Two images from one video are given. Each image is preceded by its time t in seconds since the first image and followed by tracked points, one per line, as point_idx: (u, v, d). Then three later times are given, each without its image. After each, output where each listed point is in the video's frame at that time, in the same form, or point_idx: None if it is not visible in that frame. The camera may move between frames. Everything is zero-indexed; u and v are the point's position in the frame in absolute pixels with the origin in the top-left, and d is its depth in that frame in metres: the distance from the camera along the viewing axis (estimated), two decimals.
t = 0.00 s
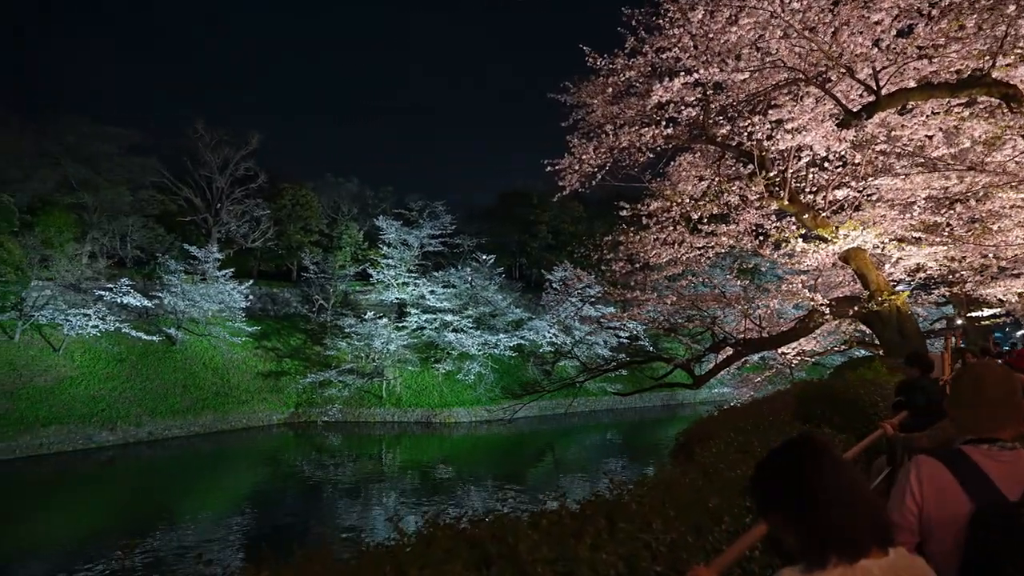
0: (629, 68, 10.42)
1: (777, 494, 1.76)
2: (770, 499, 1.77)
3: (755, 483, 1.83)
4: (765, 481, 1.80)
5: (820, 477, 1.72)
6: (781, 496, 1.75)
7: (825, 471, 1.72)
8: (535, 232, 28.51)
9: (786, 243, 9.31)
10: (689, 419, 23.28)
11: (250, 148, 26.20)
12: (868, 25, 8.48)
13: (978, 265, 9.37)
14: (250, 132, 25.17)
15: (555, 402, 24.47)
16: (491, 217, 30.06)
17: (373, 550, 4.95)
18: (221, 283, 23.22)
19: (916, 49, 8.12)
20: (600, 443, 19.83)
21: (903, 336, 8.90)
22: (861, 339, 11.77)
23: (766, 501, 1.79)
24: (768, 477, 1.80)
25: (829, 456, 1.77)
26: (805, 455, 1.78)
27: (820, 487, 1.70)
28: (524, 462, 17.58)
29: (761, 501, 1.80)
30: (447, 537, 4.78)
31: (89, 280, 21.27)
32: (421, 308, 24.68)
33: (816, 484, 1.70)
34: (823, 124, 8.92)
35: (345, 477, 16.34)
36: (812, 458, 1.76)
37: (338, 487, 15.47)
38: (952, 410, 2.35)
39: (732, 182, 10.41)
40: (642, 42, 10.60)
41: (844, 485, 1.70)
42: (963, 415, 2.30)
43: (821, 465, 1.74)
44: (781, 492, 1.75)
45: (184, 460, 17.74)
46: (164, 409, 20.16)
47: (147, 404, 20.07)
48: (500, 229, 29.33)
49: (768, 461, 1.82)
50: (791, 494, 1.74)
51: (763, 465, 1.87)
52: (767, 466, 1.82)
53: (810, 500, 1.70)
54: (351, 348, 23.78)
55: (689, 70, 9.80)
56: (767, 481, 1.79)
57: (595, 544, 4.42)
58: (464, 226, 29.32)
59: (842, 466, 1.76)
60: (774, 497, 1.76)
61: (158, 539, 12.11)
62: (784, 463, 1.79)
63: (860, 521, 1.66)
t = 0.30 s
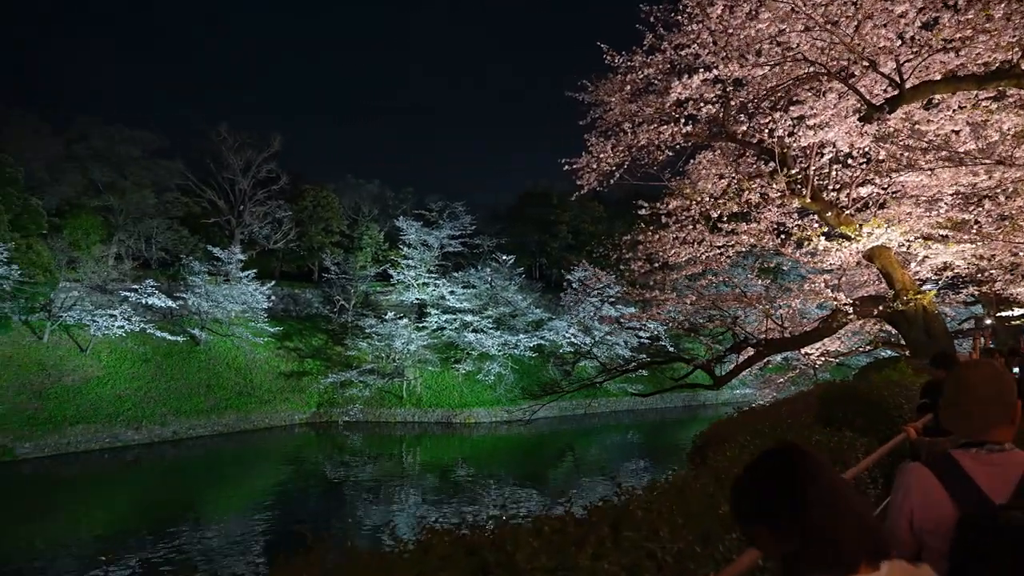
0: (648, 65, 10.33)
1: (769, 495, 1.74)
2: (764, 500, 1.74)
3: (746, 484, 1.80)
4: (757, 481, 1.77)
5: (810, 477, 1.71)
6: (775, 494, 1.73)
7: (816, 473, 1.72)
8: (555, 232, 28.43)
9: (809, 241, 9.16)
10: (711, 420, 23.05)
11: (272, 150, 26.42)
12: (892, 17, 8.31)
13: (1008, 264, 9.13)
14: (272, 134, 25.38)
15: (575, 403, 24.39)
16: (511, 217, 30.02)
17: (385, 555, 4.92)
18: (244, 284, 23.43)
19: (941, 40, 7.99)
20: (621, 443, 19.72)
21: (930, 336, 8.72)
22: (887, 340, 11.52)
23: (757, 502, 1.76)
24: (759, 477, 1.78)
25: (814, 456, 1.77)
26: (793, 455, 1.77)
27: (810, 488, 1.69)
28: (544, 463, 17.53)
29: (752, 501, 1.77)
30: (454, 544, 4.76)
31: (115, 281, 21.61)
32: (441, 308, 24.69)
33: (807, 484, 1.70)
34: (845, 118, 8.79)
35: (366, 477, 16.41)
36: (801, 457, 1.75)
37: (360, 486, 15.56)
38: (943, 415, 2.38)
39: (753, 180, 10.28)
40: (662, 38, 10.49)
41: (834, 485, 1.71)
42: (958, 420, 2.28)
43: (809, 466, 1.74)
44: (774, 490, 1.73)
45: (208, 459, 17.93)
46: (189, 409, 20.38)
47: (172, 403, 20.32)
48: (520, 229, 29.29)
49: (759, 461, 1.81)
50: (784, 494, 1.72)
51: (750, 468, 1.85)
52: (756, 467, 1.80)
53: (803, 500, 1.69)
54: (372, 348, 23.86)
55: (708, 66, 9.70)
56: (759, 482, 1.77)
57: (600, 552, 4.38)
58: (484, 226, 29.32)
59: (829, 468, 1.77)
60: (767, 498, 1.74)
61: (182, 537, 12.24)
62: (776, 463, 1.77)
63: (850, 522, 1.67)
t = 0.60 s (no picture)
0: (667, 63, 10.22)
1: (733, 499, 1.78)
2: (732, 501, 1.78)
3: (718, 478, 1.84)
4: (730, 482, 1.80)
5: (778, 490, 1.75)
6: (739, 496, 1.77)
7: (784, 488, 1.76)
8: (576, 232, 28.30)
9: (831, 239, 9.03)
10: (734, 421, 22.83)
11: (294, 152, 26.62)
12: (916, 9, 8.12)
13: None
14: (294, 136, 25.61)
15: (596, 403, 24.31)
16: (532, 217, 30.00)
17: (401, 556, 4.95)
18: (267, 285, 23.63)
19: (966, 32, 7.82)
20: (642, 444, 19.59)
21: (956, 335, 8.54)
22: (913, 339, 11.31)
23: (721, 501, 1.80)
24: (728, 476, 1.81)
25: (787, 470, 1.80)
26: (767, 465, 1.80)
27: (776, 499, 1.74)
28: (565, 463, 17.47)
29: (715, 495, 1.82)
30: (462, 552, 4.86)
31: (141, 283, 21.93)
32: (462, 309, 24.69)
33: (774, 496, 1.74)
34: (867, 115, 8.63)
35: (388, 477, 16.48)
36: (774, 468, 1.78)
37: (382, 486, 15.66)
38: (945, 417, 2.30)
39: (774, 178, 10.15)
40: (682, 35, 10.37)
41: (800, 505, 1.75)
42: (960, 422, 2.21)
43: (779, 478, 1.77)
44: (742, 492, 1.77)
45: (232, 458, 18.11)
46: (213, 409, 20.63)
47: (197, 403, 20.57)
48: (541, 229, 29.22)
49: (733, 463, 1.83)
50: (748, 500, 1.76)
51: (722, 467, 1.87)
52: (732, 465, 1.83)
53: (770, 507, 1.74)
54: (393, 348, 23.93)
55: (728, 63, 9.57)
56: (730, 479, 1.80)
57: (596, 564, 4.47)
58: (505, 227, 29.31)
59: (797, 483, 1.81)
60: (732, 497, 1.78)
61: (207, 536, 12.36)
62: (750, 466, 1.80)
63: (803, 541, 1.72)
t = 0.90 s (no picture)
0: (687, 60, 10.13)
1: (734, 495, 1.59)
2: (732, 500, 1.58)
3: (716, 473, 1.65)
4: (731, 478, 1.61)
5: (784, 491, 1.56)
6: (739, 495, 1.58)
7: (791, 490, 1.57)
8: (597, 232, 28.17)
9: (855, 237, 8.89)
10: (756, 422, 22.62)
11: (315, 153, 26.82)
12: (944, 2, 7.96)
13: None
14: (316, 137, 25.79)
15: (617, 403, 24.21)
16: (552, 217, 29.94)
17: (414, 555, 4.94)
18: (289, 285, 23.85)
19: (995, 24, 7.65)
20: (662, 445, 19.46)
21: (984, 335, 8.37)
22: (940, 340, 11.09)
23: (721, 497, 1.60)
24: (732, 471, 1.62)
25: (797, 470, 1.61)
26: (775, 464, 1.61)
27: (781, 502, 1.55)
28: (585, 464, 17.42)
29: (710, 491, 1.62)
30: (470, 556, 4.89)
31: (166, 282, 22.24)
32: (482, 309, 24.72)
33: (779, 498, 1.55)
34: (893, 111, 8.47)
35: (409, 476, 16.55)
36: (782, 467, 1.59)
37: (404, 484, 15.74)
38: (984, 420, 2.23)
39: (795, 176, 10.01)
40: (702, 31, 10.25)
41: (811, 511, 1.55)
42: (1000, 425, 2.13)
43: (786, 478, 1.59)
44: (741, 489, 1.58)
45: (255, 456, 18.31)
46: (236, 408, 20.86)
47: (220, 401, 20.82)
48: (562, 228, 29.17)
49: (737, 458, 1.64)
50: (753, 498, 1.56)
51: (726, 460, 1.68)
52: (734, 460, 1.64)
53: (774, 511, 1.54)
54: (413, 348, 24.00)
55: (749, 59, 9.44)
56: (733, 475, 1.61)
57: (599, 569, 4.49)
58: (525, 227, 29.29)
59: (807, 486, 1.61)
60: (735, 494, 1.59)
61: (231, 532, 12.50)
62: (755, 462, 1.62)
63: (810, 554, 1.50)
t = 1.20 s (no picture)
0: (707, 56, 10.03)
1: (770, 483, 1.55)
2: (768, 488, 1.55)
3: (755, 458, 1.61)
4: (770, 463, 1.57)
5: (822, 484, 1.52)
6: (754, 493, 1.56)
7: (831, 484, 1.52)
8: (617, 231, 28.02)
9: (881, 235, 8.73)
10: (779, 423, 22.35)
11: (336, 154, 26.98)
12: None
13: None
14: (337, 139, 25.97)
15: (638, 404, 24.07)
16: (572, 217, 29.85)
17: (428, 561, 4.87)
18: (311, 286, 24.03)
19: None
20: (684, 446, 19.29)
21: (1016, 335, 8.18)
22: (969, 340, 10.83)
23: (758, 483, 1.57)
24: (772, 455, 1.58)
25: (832, 478, 1.53)
26: (818, 456, 1.56)
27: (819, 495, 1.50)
28: (605, 465, 17.32)
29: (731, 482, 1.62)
30: (485, 564, 4.79)
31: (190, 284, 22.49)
32: (502, 309, 24.70)
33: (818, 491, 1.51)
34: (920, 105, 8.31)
35: (430, 476, 16.56)
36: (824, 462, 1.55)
37: (425, 484, 15.78)
38: None
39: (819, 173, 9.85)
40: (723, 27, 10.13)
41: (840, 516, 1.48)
42: None
43: (827, 471, 1.54)
44: (753, 489, 1.56)
45: (278, 455, 18.44)
46: (259, 408, 21.03)
47: (243, 401, 21.02)
48: (581, 228, 29.07)
49: (780, 445, 1.59)
50: (789, 486, 1.53)
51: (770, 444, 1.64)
52: (774, 447, 1.60)
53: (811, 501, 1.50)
54: (434, 348, 24.02)
55: (771, 55, 9.32)
56: (773, 461, 1.57)
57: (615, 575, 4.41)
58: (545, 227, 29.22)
59: (849, 482, 1.55)
60: (771, 481, 1.55)
61: (255, 530, 12.60)
62: (785, 461, 1.56)
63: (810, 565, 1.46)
